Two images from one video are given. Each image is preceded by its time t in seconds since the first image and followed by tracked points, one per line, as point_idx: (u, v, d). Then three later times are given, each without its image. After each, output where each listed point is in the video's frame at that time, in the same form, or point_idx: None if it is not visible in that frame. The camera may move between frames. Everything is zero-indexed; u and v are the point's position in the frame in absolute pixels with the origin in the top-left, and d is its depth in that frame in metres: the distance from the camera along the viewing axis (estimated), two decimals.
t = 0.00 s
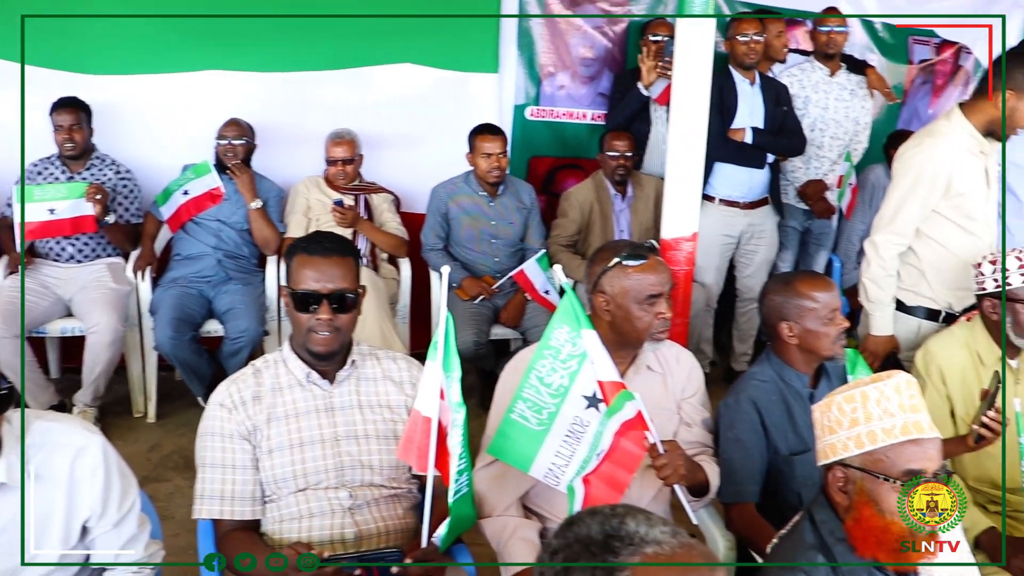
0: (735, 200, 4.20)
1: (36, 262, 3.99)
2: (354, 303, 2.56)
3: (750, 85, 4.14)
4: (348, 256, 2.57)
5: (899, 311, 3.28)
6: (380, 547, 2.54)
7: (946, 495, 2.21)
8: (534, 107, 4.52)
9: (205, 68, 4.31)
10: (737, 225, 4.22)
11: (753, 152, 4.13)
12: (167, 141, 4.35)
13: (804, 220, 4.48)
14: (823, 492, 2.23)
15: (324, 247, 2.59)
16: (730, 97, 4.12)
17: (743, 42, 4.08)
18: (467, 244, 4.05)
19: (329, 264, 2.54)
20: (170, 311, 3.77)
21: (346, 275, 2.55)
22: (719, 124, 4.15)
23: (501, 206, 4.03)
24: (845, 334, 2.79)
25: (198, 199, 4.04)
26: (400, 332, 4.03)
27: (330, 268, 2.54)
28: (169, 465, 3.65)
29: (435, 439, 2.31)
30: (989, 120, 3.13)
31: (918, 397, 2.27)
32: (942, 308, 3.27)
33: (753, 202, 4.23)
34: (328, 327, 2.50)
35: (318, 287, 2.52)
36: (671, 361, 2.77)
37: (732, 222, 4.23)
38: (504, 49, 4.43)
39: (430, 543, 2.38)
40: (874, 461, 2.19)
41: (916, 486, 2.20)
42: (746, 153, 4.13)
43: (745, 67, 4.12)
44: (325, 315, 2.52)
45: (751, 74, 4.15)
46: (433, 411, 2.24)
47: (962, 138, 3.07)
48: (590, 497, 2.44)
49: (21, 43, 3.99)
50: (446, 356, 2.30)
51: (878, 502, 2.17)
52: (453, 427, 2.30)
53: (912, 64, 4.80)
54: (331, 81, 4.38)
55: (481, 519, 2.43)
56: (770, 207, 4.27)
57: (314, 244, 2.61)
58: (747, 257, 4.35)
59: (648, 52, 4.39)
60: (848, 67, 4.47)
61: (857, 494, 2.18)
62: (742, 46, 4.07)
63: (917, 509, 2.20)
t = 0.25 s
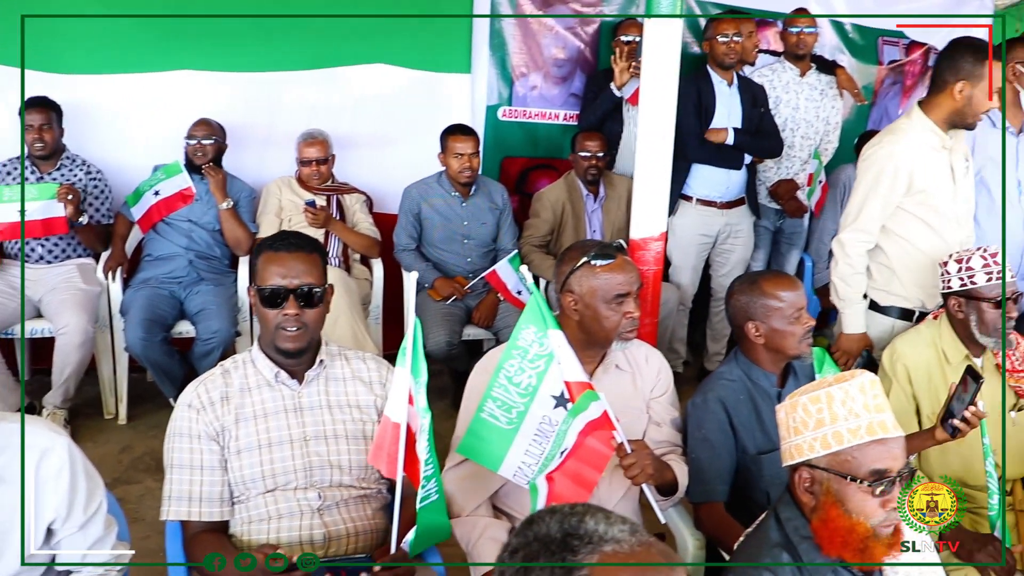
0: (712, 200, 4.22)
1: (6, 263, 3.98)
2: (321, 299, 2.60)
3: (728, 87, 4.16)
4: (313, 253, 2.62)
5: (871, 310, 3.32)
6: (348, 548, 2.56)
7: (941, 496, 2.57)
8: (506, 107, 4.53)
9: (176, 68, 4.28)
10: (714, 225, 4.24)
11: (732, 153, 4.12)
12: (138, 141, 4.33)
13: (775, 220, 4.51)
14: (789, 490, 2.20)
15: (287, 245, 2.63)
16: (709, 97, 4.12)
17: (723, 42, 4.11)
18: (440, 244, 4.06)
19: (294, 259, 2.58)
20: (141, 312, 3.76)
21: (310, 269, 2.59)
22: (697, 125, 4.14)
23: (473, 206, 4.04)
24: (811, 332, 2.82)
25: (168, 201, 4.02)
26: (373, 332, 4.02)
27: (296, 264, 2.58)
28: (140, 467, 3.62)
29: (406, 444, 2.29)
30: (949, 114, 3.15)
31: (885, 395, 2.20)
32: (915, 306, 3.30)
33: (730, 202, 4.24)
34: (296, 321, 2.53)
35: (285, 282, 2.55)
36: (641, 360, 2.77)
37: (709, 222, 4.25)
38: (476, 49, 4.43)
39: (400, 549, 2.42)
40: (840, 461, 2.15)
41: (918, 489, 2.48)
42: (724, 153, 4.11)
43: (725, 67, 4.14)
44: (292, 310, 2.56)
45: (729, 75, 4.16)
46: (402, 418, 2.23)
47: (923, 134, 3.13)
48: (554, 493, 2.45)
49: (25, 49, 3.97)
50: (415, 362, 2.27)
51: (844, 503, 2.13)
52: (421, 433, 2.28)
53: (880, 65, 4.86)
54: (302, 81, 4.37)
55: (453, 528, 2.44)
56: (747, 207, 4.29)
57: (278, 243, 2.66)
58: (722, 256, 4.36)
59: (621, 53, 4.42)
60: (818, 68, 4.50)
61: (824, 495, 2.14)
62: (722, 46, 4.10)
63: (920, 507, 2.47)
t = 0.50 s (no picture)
0: (701, 207, 4.16)
1: None
2: (306, 305, 2.59)
3: (717, 93, 4.16)
4: (298, 259, 2.61)
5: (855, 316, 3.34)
6: (333, 556, 2.55)
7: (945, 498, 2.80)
8: (494, 114, 4.53)
9: (162, 75, 4.29)
10: (703, 231, 4.18)
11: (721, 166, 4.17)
12: (124, 149, 4.33)
13: (764, 225, 4.48)
14: (773, 496, 2.18)
15: (272, 252, 2.62)
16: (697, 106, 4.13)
17: (713, 49, 4.12)
18: (427, 251, 4.06)
19: (279, 266, 2.57)
20: (128, 321, 3.76)
21: (295, 275, 2.58)
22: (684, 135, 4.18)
23: (460, 213, 4.05)
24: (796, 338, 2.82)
25: (156, 209, 4.00)
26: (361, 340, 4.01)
27: (281, 271, 2.57)
28: (127, 477, 3.60)
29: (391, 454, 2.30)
30: (928, 117, 3.21)
31: (868, 400, 2.19)
32: (901, 313, 3.32)
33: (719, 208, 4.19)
34: (283, 328, 2.53)
35: (270, 289, 2.55)
36: (626, 366, 2.77)
37: (700, 228, 4.19)
38: (463, 55, 4.43)
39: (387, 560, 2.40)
40: (825, 468, 2.14)
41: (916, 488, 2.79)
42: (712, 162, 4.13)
43: (715, 73, 4.16)
44: (279, 317, 2.55)
45: (718, 82, 4.16)
46: (387, 427, 2.24)
47: (902, 140, 3.18)
48: (532, 497, 2.41)
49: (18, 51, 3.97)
50: (399, 373, 2.26)
51: (831, 509, 2.12)
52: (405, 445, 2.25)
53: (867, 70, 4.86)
54: (290, 88, 4.37)
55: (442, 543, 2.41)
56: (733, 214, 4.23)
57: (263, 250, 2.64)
58: (709, 263, 4.31)
59: (609, 59, 4.40)
60: (805, 74, 4.52)
61: (811, 503, 2.13)
62: (712, 54, 4.11)
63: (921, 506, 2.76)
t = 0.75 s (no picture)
0: (679, 199, 4.17)
1: None
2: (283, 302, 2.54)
3: (695, 87, 4.16)
4: (274, 256, 2.54)
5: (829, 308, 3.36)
6: (308, 550, 2.53)
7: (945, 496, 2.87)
8: (473, 107, 4.52)
9: (138, 68, 4.26)
10: (681, 223, 4.19)
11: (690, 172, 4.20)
12: (100, 142, 4.29)
13: (743, 218, 4.47)
14: (747, 486, 2.19)
15: (247, 247, 2.54)
16: (673, 103, 4.15)
17: (694, 42, 4.10)
18: (406, 244, 4.05)
19: (256, 265, 2.50)
20: (103, 316, 3.73)
21: (271, 273, 2.52)
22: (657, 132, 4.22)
23: (439, 206, 4.03)
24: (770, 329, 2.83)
25: (131, 202, 4.03)
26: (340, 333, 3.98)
27: (257, 269, 2.50)
28: (103, 472, 3.58)
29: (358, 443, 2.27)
30: (902, 110, 3.24)
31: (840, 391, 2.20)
32: (872, 304, 3.34)
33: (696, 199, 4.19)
34: (261, 329, 2.49)
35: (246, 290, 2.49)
36: (601, 358, 2.76)
37: (678, 220, 4.19)
38: (442, 48, 4.41)
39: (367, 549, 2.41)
40: (799, 459, 2.14)
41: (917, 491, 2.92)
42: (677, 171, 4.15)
43: (693, 65, 4.14)
44: (257, 317, 2.51)
45: (695, 75, 4.16)
46: (355, 415, 2.20)
47: (878, 132, 3.21)
48: (504, 488, 2.36)
49: (20, 53, 3.99)
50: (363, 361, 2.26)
51: (805, 500, 2.12)
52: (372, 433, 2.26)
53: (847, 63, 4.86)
54: (267, 81, 4.34)
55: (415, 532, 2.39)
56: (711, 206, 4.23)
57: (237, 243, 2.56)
58: (688, 255, 4.31)
59: (589, 52, 4.37)
60: (784, 67, 4.52)
61: (785, 493, 2.13)
62: (693, 46, 4.09)
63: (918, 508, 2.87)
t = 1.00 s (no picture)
0: (650, 198, 4.18)
1: None
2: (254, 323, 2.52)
3: (666, 84, 4.18)
4: (247, 278, 2.49)
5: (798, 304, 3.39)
6: (275, 551, 2.53)
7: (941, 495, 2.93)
8: (446, 105, 4.51)
9: (107, 67, 4.20)
10: (653, 221, 4.19)
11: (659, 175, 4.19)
12: (69, 142, 4.25)
13: (716, 215, 4.50)
14: (714, 485, 2.18)
15: (220, 263, 2.47)
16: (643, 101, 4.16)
17: (663, 41, 4.10)
18: (379, 244, 4.04)
19: (228, 287, 2.45)
20: (72, 318, 3.71)
21: (244, 295, 2.47)
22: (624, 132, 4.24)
23: (411, 204, 4.03)
24: (738, 327, 2.84)
25: (101, 202, 4.00)
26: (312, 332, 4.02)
27: (229, 292, 2.45)
28: (73, 476, 3.55)
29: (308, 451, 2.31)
30: (870, 107, 3.25)
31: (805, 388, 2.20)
32: (840, 299, 3.37)
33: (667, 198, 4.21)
34: (228, 353, 2.47)
35: (215, 313, 2.45)
36: (571, 356, 2.76)
37: (649, 219, 4.19)
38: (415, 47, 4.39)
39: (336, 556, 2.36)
40: (765, 457, 2.14)
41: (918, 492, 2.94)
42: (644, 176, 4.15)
43: (662, 64, 4.15)
44: (225, 339, 2.48)
45: (665, 73, 4.18)
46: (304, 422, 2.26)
47: (849, 129, 3.22)
48: (472, 488, 2.40)
49: None
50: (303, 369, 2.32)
51: (771, 498, 2.11)
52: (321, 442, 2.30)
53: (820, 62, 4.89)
54: (239, 80, 4.31)
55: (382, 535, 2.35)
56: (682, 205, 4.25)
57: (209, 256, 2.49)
58: (661, 253, 4.32)
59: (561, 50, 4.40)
60: (757, 65, 4.54)
61: (751, 492, 2.12)
62: (661, 46, 4.09)
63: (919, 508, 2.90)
